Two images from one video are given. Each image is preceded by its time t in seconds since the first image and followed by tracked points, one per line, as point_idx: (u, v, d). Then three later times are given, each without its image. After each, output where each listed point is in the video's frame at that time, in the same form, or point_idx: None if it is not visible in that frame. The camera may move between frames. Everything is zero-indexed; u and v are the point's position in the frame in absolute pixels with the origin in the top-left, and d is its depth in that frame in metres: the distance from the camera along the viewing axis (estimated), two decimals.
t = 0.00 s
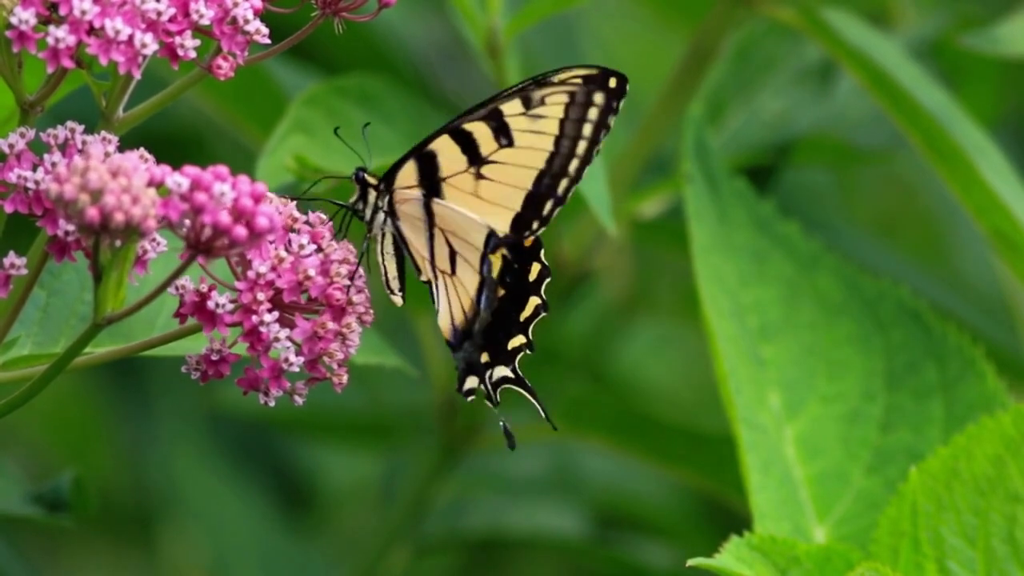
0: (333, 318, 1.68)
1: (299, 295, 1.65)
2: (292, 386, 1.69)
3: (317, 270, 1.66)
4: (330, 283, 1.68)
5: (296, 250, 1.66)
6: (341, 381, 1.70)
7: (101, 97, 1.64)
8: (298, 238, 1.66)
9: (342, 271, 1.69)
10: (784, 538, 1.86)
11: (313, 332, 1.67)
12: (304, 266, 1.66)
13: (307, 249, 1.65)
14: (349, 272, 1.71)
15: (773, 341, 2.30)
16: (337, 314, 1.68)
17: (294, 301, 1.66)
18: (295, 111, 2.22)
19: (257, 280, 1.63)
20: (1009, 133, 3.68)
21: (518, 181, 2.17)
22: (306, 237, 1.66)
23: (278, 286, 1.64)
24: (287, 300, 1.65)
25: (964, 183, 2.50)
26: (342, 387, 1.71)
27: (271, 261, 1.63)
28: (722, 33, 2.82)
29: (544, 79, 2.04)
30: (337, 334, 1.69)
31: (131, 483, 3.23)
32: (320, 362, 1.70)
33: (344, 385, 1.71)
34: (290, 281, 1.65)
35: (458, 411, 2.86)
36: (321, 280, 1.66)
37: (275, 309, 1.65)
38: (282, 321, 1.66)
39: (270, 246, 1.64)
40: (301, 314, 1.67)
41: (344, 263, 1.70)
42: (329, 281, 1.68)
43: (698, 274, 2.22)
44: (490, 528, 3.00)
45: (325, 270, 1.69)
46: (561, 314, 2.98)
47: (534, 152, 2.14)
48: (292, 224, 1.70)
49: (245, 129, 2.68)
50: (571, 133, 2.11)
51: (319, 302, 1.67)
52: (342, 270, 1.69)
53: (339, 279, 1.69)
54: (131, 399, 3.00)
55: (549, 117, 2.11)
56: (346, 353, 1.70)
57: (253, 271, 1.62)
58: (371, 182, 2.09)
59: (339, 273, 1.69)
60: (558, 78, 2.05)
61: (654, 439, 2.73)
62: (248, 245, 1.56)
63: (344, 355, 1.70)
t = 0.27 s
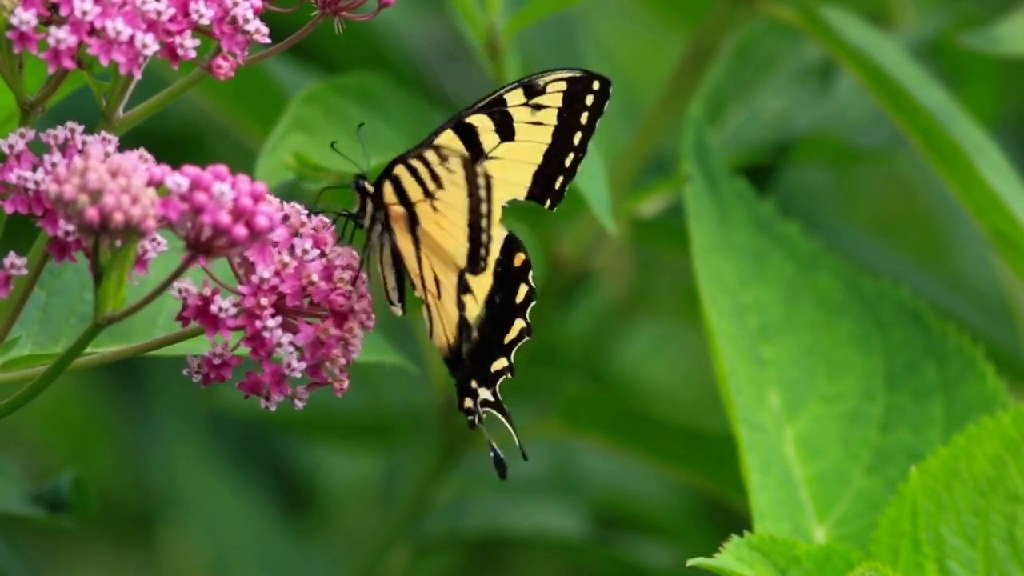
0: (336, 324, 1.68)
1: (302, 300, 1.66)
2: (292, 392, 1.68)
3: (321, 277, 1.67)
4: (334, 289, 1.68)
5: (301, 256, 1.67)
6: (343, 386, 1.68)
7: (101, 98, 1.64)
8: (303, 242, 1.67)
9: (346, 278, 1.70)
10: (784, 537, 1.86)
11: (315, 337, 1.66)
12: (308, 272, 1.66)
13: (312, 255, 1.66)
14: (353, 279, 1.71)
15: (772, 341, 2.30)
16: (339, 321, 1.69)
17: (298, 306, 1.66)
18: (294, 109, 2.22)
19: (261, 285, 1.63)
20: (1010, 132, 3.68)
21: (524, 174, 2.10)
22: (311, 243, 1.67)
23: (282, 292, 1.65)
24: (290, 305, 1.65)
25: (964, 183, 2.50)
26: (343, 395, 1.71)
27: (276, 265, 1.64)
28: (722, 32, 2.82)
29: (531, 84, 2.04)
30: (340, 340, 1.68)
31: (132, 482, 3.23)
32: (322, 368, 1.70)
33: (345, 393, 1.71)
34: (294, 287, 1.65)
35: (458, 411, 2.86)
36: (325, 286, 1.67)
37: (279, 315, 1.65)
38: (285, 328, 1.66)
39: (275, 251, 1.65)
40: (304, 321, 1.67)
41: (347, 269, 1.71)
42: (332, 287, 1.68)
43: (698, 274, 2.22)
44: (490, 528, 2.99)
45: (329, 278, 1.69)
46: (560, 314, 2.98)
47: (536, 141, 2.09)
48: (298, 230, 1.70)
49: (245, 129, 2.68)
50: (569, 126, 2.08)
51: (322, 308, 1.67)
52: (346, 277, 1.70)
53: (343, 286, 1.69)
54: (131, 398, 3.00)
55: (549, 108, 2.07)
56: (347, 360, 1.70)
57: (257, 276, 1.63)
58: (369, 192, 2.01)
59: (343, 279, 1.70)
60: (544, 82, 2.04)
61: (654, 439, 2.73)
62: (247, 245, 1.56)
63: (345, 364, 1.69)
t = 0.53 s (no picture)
0: (335, 324, 1.68)
1: (301, 300, 1.66)
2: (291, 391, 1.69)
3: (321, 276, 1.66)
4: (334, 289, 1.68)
5: (300, 256, 1.66)
6: (341, 386, 1.69)
7: (102, 98, 1.64)
8: (302, 243, 1.66)
9: (345, 277, 1.69)
10: (784, 538, 1.85)
11: (315, 338, 1.67)
12: (307, 272, 1.66)
13: (312, 256, 1.66)
14: (353, 277, 1.71)
15: (772, 342, 2.30)
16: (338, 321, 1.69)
17: (297, 307, 1.66)
18: (294, 109, 2.23)
19: (260, 285, 1.63)
20: (1009, 132, 3.68)
21: (474, 162, 2.05)
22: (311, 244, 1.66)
23: (282, 292, 1.64)
24: (290, 305, 1.65)
25: (964, 183, 2.50)
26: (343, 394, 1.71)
27: (276, 266, 1.63)
28: (722, 31, 2.82)
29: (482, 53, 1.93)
30: (339, 340, 1.69)
31: (132, 482, 3.24)
32: (321, 367, 1.70)
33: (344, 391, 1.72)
34: (293, 286, 1.65)
35: (457, 411, 2.86)
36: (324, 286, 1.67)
37: (278, 314, 1.65)
38: (285, 327, 1.66)
39: (275, 251, 1.64)
40: (304, 319, 1.67)
41: (347, 269, 1.70)
42: (332, 288, 1.68)
43: (697, 273, 2.22)
44: (491, 529, 2.99)
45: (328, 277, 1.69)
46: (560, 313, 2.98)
47: (478, 133, 2.03)
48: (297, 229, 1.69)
49: (245, 129, 2.68)
50: (500, 107, 2.00)
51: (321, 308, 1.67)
52: (344, 276, 1.69)
53: (342, 285, 1.68)
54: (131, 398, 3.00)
55: (478, 94, 1.96)
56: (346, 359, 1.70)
57: (257, 276, 1.63)
58: (354, 186, 2.06)
59: (342, 279, 1.69)
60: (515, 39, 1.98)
61: (654, 439, 2.73)
62: (248, 244, 1.56)
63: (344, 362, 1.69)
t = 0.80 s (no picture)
0: (333, 316, 1.68)
1: (298, 294, 1.66)
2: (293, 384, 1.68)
3: (317, 270, 1.66)
4: (330, 281, 1.67)
5: (296, 250, 1.66)
6: (341, 377, 1.69)
7: (101, 97, 1.63)
8: (297, 236, 1.67)
9: (342, 268, 1.69)
10: (785, 537, 1.85)
11: (313, 330, 1.67)
12: (303, 267, 1.66)
13: (307, 250, 1.66)
14: (349, 267, 1.70)
15: (772, 342, 2.30)
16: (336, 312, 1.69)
17: (294, 301, 1.66)
18: (294, 110, 2.20)
19: (256, 280, 1.63)
20: (1010, 132, 3.67)
21: (459, 152, 2.04)
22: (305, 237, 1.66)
23: (278, 286, 1.64)
24: (287, 299, 1.65)
25: (964, 183, 2.50)
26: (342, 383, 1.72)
27: (271, 261, 1.63)
28: (722, 32, 2.82)
29: (483, 44, 1.91)
30: (337, 331, 1.69)
31: (133, 482, 3.24)
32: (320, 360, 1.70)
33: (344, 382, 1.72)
34: (290, 281, 1.65)
35: (457, 411, 2.86)
36: (320, 279, 1.67)
37: (277, 308, 1.65)
38: (282, 321, 1.66)
39: (269, 247, 1.65)
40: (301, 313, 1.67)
41: (342, 260, 1.69)
42: (329, 279, 1.68)
43: (697, 274, 2.22)
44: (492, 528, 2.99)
45: (324, 268, 1.68)
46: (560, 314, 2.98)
47: (463, 125, 2.01)
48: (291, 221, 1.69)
49: (246, 129, 2.68)
50: (488, 98, 1.98)
51: (319, 301, 1.66)
52: (341, 267, 1.68)
53: (338, 277, 1.68)
54: (132, 399, 3.01)
55: (465, 90, 1.95)
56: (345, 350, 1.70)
57: (253, 272, 1.62)
58: (334, 182, 2.00)
59: (338, 271, 1.68)
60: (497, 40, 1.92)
61: (654, 439, 2.72)
62: (245, 242, 1.56)
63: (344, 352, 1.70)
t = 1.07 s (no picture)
0: (328, 301, 1.65)
1: (292, 280, 1.63)
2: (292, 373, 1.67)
3: (309, 255, 1.63)
4: (325, 266, 1.64)
5: (287, 236, 1.63)
6: (341, 363, 1.67)
7: (101, 95, 1.64)
8: (288, 221, 1.63)
9: (335, 252, 1.65)
10: (785, 537, 1.85)
11: (308, 316, 1.64)
12: (295, 252, 1.62)
13: (299, 234, 1.63)
14: (342, 251, 1.67)
15: (772, 342, 2.30)
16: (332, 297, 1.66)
17: (288, 287, 1.63)
18: (294, 111, 2.20)
19: (249, 267, 1.60)
20: (1010, 132, 3.67)
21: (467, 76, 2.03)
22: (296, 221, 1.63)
23: (272, 273, 1.61)
24: (281, 286, 1.62)
25: (964, 182, 2.49)
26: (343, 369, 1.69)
27: (263, 247, 1.60)
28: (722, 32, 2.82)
29: None
30: (334, 317, 1.66)
31: (134, 482, 3.24)
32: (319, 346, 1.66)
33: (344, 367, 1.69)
34: (283, 267, 1.62)
35: (458, 411, 2.86)
36: (313, 263, 1.63)
37: (271, 296, 1.63)
38: (277, 307, 1.64)
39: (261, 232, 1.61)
40: (297, 299, 1.65)
41: (335, 243, 1.66)
42: (323, 264, 1.64)
43: (697, 274, 2.22)
44: (493, 528, 2.98)
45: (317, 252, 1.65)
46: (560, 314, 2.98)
47: (454, 55, 1.99)
48: (281, 206, 1.65)
49: (246, 129, 2.68)
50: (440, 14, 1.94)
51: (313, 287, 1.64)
52: (334, 251, 1.65)
53: (332, 261, 1.64)
54: (132, 399, 3.00)
55: (414, 32, 1.91)
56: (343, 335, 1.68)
57: (245, 259, 1.59)
58: (429, 114, 1.98)
59: (332, 255, 1.64)
60: None
61: (654, 440, 2.73)
62: (244, 241, 1.56)
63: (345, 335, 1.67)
